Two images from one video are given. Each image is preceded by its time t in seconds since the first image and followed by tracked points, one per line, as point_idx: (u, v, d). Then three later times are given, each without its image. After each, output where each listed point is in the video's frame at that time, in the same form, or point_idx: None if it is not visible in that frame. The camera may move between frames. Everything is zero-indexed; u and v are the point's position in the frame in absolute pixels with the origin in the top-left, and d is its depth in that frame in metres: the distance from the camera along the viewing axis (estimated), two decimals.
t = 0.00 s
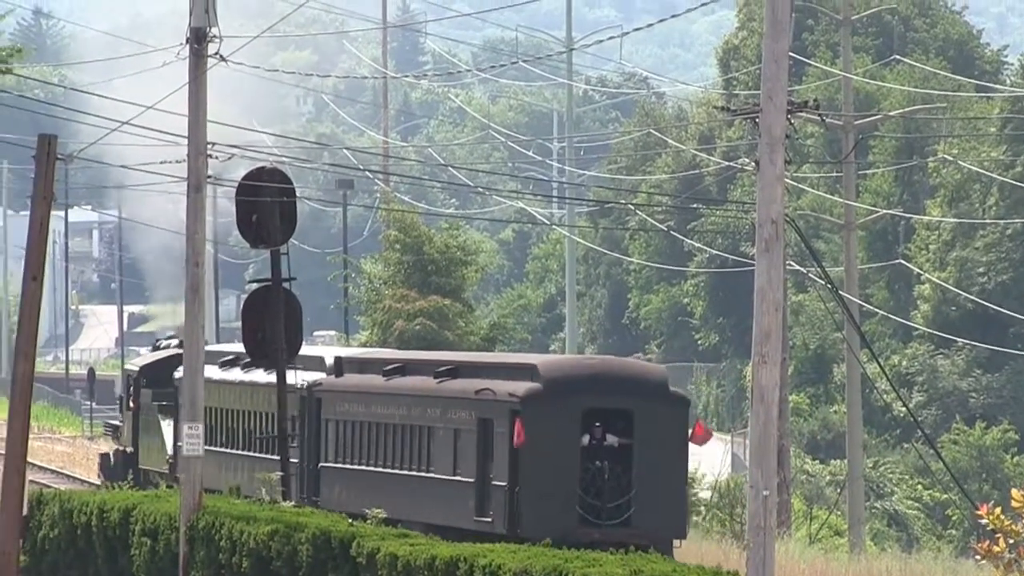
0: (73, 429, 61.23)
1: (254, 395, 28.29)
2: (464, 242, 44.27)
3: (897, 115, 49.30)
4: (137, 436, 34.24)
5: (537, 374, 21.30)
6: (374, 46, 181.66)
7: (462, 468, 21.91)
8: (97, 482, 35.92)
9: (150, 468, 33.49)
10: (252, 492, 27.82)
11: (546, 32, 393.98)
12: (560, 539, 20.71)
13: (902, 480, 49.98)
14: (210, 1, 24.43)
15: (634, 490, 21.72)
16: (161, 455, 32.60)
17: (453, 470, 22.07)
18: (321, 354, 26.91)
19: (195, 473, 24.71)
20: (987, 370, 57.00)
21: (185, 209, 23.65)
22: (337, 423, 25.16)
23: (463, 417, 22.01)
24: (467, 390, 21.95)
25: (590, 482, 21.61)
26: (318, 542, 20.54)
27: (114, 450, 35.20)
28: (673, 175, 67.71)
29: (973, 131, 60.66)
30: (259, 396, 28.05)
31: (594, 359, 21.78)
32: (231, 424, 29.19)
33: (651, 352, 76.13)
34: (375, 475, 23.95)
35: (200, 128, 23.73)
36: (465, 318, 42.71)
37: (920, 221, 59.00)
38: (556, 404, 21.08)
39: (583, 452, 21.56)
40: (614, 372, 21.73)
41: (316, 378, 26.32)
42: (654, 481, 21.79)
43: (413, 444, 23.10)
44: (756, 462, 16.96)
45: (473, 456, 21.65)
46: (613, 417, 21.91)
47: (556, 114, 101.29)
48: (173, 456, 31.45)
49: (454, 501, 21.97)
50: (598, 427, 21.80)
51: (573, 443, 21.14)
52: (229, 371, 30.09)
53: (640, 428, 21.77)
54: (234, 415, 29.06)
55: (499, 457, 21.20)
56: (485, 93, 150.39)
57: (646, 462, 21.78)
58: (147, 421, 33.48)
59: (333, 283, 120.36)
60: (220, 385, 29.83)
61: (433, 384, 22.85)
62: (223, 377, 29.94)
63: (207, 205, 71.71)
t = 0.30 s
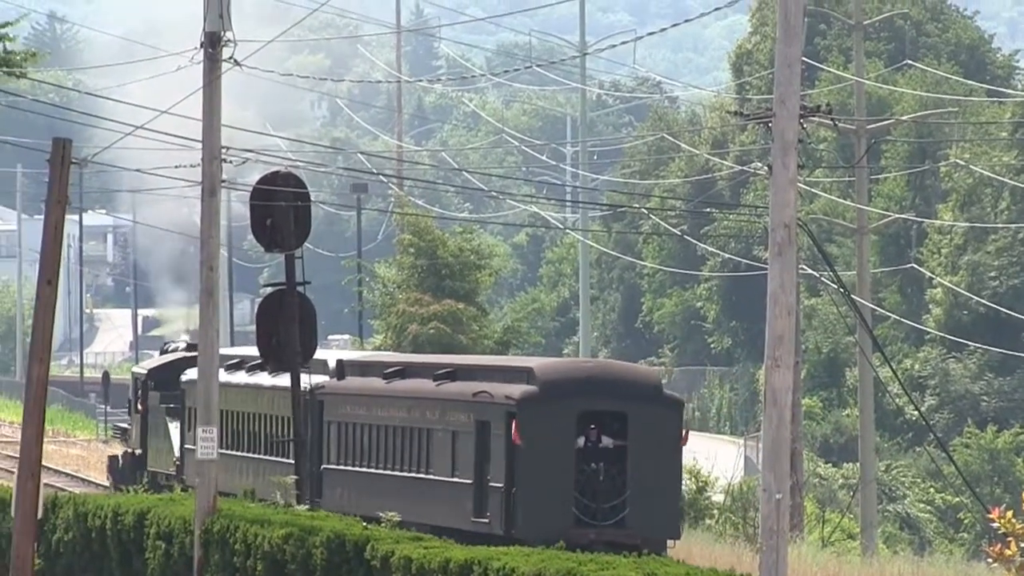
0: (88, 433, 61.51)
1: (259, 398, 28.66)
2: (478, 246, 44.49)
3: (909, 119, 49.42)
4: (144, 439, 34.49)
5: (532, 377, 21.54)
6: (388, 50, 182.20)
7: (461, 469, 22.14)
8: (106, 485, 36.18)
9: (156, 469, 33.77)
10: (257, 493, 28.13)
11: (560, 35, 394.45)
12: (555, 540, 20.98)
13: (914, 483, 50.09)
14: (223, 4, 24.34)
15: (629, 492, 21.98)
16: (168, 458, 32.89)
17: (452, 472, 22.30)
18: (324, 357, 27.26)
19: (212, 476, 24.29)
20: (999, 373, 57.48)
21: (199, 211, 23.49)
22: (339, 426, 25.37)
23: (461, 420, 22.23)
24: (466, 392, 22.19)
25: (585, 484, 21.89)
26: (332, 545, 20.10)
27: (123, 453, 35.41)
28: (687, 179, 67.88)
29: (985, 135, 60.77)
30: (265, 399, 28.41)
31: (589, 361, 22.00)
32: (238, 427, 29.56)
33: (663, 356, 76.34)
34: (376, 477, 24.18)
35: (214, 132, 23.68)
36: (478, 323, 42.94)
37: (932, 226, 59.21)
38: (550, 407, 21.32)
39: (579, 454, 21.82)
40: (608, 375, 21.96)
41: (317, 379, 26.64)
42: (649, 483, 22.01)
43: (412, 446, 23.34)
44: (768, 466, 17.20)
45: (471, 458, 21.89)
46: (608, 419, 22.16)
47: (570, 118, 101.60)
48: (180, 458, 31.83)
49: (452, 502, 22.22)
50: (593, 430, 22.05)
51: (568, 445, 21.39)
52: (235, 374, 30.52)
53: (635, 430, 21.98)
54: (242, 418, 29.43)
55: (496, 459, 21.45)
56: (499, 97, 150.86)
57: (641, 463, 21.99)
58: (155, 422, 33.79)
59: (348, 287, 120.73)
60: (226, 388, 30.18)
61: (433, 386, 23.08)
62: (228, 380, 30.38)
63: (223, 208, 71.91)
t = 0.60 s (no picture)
0: (101, 435, 61.80)
1: (264, 400, 29.16)
2: (488, 249, 44.75)
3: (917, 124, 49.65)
4: (150, 441, 34.79)
5: (526, 379, 22.03)
6: (399, 54, 182.56)
7: (456, 470, 22.55)
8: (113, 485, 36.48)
9: (162, 471, 34.10)
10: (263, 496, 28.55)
11: (571, 39, 394.69)
12: (551, 539, 21.42)
13: (922, 485, 50.33)
14: (235, 7, 24.22)
15: (620, 492, 22.53)
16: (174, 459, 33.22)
17: (448, 473, 22.69)
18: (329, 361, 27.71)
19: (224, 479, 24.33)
20: (1006, 376, 57.79)
21: (211, 214, 23.44)
22: (338, 427, 25.87)
23: (456, 421, 22.63)
24: (460, 394, 22.62)
25: (577, 484, 22.40)
26: (344, 546, 20.28)
27: (128, 456, 35.51)
28: (696, 182, 68.14)
29: (993, 139, 60.98)
30: (270, 401, 28.90)
31: (581, 364, 22.54)
32: (244, 430, 29.98)
33: (673, 358, 76.60)
34: (375, 478, 24.57)
35: (226, 135, 23.58)
36: (490, 326, 43.21)
37: (940, 229, 59.40)
38: (545, 408, 21.82)
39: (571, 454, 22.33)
40: (600, 377, 22.51)
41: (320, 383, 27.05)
42: (640, 483, 22.60)
43: (408, 447, 23.73)
44: (778, 468, 17.48)
45: (467, 459, 22.29)
46: (600, 421, 22.69)
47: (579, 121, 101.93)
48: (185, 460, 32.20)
49: (448, 502, 22.60)
50: (585, 431, 22.58)
51: (562, 445, 21.88)
52: (239, 378, 30.97)
53: (627, 431, 22.57)
54: (248, 421, 29.85)
55: (491, 460, 21.88)
56: (509, 101, 151.21)
57: (633, 464, 22.58)
58: (160, 424, 34.10)
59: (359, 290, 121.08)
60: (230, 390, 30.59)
61: (429, 389, 23.51)
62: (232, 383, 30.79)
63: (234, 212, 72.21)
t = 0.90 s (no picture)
0: (108, 437, 61.97)
1: (261, 401, 29.45)
2: (495, 253, 44.94)
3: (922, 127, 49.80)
4: (152, 442, 34.95)
5: (516, 380, 22.18)
6: (406, 58, 183.00)
7: (448, 470, 22.70)
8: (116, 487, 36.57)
9: (164, 472, 34.28)
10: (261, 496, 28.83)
11: (578, 43, 395.00)
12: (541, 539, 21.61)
13: (929, 487, 50.47)
14: (243, 12, 24.31)
15: (610, 492, 22.72)
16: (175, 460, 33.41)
17: (440, 473, 22.84)
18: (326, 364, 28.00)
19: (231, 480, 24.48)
20: (1012, 378, 57.90)
21: (219, 219, 23.50)
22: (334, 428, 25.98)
23: (447, 422, 22.78)
24: (452, 395, 22.76)
25: (568, 484, 22.59)
26: (352, 549, 20.40)
27: (132, 457, 35.64)
28: (703, 186, 68.32)
29: (998, 142, 61.12)
30: (268, 402, 29.17)
31: (571, 365, 22.69)
32: (244, 432, 30.17)
33: (680, 361, 76.84)
34: (370, 478, 24.76)
35: (233, 140, 23.66)
36: (497, 328, 43.36)
37: (946, 232, 59.57)
38: (534, 409, 21.97)
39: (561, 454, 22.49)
40: (591, 379, 22.67)
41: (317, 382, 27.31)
42: (629, 484, 22.78)
43: (401, 447, 23.89)
44: (784, 471, 17.62)
45: (457, 460, 22.46)
46: (590, 422, 22.86)
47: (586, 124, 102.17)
48: (188, 462, 32.38)
49: (439, 503, 22.77)
50: (575, 431, 22.75)
51: (551, 446, 22.04)
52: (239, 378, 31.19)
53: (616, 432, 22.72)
54: (247, 422, 30.06)
55: (481, 461, 22.04)
56: (516, 105, 151.47)
57: (621, 465, 22.75)
58: (162, 425, 34.23)
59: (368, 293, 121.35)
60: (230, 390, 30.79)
61: (422, 390, 23.68)
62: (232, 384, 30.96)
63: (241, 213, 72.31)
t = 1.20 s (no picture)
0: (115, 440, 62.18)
1: (257, 403, 29.71)
2: (501, 256, 45.16)
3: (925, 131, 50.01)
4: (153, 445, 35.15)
5: (506, 383, 22.50)
6: (411, 62, 183.22)
7: (441, 472, 23.03)
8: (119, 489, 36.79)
9: (165, 475, 34.49)
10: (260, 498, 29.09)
11: (582, 48, 395.38)
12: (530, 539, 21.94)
13: (933, 489, 50.62)
14: (251, 17, 24.47)
15: (599, 492, 23.05)
16: (176, 462, 33.64)
17: (433, 475, 23.17)
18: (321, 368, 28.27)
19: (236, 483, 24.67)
20: (1016, 381, 58.09)
21: (227, 222, 23.69)
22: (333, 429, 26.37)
23: (440, 423, 23.09)
24: (445, 397, 23.08)
25: (557, 485, 22.93)
26: (358, 551, 20.57)
27: (134, 458, 35.87)
28: (707, 190, 68.53)
29: (1002, 145, 61.28)
30: (263, 405, 29.44)
31: (562, 367, 23.01)
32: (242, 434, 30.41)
33: (685, 364, 77.06)
34: (367, 479, 25.04)
35: (240, 145, 23.83)
36: (503, 331, 43.55)
37: (949, 235, 59.74)
38: (524, 410, 22.29)
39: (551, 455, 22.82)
40: (582, 381, 23.00)
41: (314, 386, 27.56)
42: (618, 484, 23.11)
43: (396, 449, 24.20)
44: (789, 473, 17.83)
45: (450, 461, 22.79)
46: (579, 424, 23.19)
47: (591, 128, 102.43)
48: (188, 465, 32.63)
49: (433, 503, 23.09)
50: (564, 433, 23.08)
51: (541, 446, 22.37)
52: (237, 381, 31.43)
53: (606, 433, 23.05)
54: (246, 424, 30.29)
55: (473, 462, 22.38)
56: (521, 109, 151.77)
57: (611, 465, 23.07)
58: (163, 427, 34.45)
59: (374, 296, 121.65)
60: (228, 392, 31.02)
61: (416, 392, 23.98)
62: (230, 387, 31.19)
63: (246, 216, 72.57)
